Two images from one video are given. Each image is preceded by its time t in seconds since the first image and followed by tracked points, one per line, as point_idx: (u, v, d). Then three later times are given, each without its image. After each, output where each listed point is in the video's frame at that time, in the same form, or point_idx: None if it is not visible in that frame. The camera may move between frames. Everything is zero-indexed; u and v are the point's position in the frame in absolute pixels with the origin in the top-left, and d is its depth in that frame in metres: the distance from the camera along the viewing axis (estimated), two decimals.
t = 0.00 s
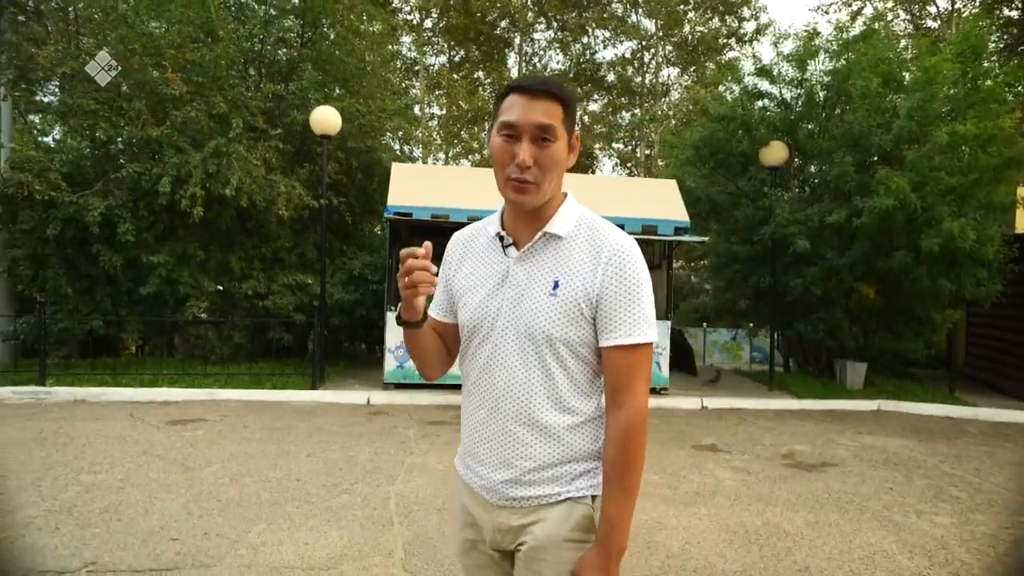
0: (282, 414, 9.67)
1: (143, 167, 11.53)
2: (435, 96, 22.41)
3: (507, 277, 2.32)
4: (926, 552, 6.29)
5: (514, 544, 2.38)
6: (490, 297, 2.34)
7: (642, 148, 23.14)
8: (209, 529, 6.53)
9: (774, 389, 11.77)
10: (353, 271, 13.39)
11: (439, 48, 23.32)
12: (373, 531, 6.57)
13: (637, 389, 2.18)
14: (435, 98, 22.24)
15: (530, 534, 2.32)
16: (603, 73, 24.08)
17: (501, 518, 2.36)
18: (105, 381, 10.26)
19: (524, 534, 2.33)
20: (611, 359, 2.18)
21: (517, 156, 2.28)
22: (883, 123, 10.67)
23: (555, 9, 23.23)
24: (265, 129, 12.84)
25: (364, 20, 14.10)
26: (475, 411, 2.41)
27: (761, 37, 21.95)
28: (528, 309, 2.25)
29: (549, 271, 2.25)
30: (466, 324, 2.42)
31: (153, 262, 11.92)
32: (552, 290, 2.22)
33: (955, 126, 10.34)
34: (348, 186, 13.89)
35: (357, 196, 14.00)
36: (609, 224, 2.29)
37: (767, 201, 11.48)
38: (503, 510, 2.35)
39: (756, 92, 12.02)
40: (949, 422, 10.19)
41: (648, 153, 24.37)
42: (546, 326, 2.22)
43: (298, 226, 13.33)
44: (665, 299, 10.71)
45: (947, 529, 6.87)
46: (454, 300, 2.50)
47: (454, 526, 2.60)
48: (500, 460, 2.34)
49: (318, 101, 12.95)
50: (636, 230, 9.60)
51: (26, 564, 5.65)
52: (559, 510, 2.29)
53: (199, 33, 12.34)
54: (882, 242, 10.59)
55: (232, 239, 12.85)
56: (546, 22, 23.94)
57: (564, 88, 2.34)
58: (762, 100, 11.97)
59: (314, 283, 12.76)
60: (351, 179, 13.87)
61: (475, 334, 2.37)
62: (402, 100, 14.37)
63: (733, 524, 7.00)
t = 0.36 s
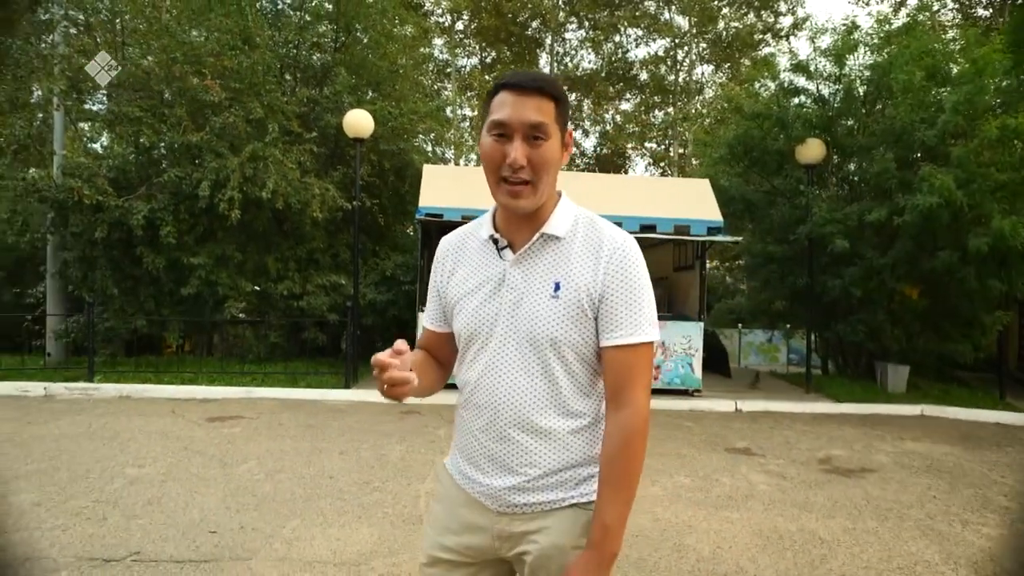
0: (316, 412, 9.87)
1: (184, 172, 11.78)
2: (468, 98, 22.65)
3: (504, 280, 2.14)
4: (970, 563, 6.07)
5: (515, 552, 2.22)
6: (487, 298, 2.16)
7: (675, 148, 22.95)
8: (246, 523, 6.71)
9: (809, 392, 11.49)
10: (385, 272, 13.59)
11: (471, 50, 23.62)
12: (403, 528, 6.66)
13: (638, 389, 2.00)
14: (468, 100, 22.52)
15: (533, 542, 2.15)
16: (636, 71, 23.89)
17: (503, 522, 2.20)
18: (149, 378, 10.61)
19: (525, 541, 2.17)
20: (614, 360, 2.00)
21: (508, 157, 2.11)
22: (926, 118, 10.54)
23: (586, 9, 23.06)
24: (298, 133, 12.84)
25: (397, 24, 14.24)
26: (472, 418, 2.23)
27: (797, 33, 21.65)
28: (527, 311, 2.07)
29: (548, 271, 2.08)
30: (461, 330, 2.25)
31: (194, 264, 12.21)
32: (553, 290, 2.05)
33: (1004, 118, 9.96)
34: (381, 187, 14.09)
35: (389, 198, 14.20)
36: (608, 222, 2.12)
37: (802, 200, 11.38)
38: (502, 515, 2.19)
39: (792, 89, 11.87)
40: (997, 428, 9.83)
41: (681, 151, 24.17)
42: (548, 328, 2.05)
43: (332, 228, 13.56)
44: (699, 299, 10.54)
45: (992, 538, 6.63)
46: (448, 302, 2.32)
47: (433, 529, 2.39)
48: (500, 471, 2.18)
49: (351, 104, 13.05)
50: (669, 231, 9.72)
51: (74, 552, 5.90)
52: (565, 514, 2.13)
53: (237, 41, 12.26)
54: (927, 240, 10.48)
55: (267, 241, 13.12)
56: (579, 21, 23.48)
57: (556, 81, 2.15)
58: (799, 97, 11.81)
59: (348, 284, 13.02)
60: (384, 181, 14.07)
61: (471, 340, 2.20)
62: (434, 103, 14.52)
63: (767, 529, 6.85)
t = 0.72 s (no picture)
0: (354, 410, 10.06)
1: (228, 176, 12.20)
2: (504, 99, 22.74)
3: (484, 275, 2.15)
4: None
5: (501, 549, 2.18)
6: (468, 293, 2.16)
7: (713, 145, 22.61)
8: (285, 517, 6.92)
9: (853, 396, 11.16)
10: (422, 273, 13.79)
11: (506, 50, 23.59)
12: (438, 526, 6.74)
13: (629, 373, 2.10)
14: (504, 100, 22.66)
15: (520, 536, 2.13)
16: (673, 69, 23.75)
17: (488, 518, 2.17)
18: (195, 376, 10.98)
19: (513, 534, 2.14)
20: (601, 348, 2.07)
21: (485, 155, 2.15)
22: (982, 111, 10.18)
23: (623, 6, 22.54)
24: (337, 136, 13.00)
25: (431, 26, 14.25)
26: (453, 415, 2.20)
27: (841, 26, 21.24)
28: (510, 303, 2.09)
29: (529, 264, 2.11)
30: (440, 329, 2.22)
31: (236, 265, 12.54)
32: (535, 282, 2.08)
33: None
34: (418, 188, 14.26)
35: (426, 200, 14.38)
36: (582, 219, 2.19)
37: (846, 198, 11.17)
38: (489, 511, 2.16)
39: (836, 83, 11.72)
40: None
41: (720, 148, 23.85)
42: (532, 319, 2.07)
43: (369, 228, 13.77)
44: (738, 299, 10.35)
45: None
46: (424, 303, 2.30)
47: (411, 535, 2.33)
48: (483, 467, 2.15)
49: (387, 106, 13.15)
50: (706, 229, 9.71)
51: (127, 540, 6.22)
52: (552, 510, 2.12)
53: (278, 47, 12.45)
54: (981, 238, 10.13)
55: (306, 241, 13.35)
56: (614, 19, 23.25)
57: (528, 85, 2.22)
58: (844, 91, 11.65)
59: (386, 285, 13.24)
60: (421, 183, 14.24)
61: (451, 338, 2.18)
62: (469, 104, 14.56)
63: (807, 535, 6.70)
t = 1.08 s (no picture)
0: (393, 409, 10.22)
1: (272, 179, 12.53)
2: (541, 99, 22.80)
3: (467, 272, 2.23)
4: None
5: (480, 535, 2.24)
6: (451, 288, 2.23)
7: (756, 143, 22.21)
8: (326, 512, 7.06)
9: (906, 401, 10.73)
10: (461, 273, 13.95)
11: (544, 50, 23.63)
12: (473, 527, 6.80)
13: (597, 363, 2.21)
14: (542, 100, 22.73)
15: (500, 521, 2.19)
16: (715, 65, 23.60)
17: (470, 504, 2.21)
18: (239, 373, 11.33)
19: (492, 520, 2.20)
20: (577, 341, 2.18)
21: (467, 156, 2.22)
22: None
23: (663, 4, 22.45)
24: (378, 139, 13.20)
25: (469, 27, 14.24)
26: (434, 406, 2.25)
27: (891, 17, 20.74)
28: (495, 298, 2.18)
29: (511, 262, 2.20)
30: (421, 324, 2.27)
31: (280, 265, 12.84)
32: (517, 279, 2.17)
33: None
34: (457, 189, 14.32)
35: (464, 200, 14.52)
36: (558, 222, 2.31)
37: (898, 195, 10.83)
38: (470, 497, 2.21)
39: (887, 75, 11.46)
40: None
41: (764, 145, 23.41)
42: (514, 313, 2.16)
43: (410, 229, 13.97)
44: (782, 300, 10.09)
45: None
46: (405, 300, 2.34)
47: (395, 525, 2.37)
48: (466, 456, 2.21)
49: (427, 107, 13.24)
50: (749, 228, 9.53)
51: (176, 531, 6.50)
52: (528, 492, 2.20)
53: (320, 51, 12.69)
54: None
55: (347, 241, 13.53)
56: (654, 16, 23.08)
57: (507, 92, 2.31)
58: (895, 84, 11.40)
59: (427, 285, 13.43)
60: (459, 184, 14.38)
61: (434, 332, 2.23)
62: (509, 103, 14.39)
63: (855, 545, 6.47)
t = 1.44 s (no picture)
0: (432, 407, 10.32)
1: (315, 180, 12.65)
2: (581, 98, 22.64)
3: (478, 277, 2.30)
4: None
5: (510, 516, 2.35)
6: (465, 294, 2.30)
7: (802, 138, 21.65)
8: (365, 508, 7.17)
9: (966, 407, 10.25)
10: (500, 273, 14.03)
11: (583, 48, 23.51)
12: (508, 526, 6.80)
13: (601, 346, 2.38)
14: (581, 99, 22.56)
15: (529, 502, 2.31)
16: (759, 59, 23.27)
17: (502, 490, 2.32)
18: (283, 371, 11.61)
19: (520, 502, 2.32)
20: (584, 329, 2.33)
21: (463, 175, 2.32)
22: None
23: None
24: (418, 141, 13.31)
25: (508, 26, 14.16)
26: (459, 406, 2.33)
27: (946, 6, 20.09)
28: (511, 298, 2.27)
29: (519, 262, 2.30)
30: (438, 332, 2.33)
31: (323, 266, 13.06)
32: (528, 279, 2.28)
33: None
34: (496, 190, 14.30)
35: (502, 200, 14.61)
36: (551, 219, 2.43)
37: (955, 191, 10.43)
38: (504, 487, 2.31)
39: (944, 65, 11.03)
40: None
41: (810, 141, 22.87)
42: (532, 310, 2.27)
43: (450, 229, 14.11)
44: (830, 300, 9.79)
45: None
46: (414, 309, 2.37)
47: (424, 522, 2.46)
48: (497, 452, 2.31)
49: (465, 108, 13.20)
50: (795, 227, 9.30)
51: (221, 524, 6.71)
52: (551, 474, 2.34)
53: (361, 56, 12.73)
54: None
55: (387, 241, 13.67)
56: (696, 11, 22.87)
57: (492, 102, 2.39)
58: (954, 73, 10.95)
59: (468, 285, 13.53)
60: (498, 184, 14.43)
61: (453, 339, 2.30)
62: (548, 103, 14.27)
63: (907, 556, 6.20)
